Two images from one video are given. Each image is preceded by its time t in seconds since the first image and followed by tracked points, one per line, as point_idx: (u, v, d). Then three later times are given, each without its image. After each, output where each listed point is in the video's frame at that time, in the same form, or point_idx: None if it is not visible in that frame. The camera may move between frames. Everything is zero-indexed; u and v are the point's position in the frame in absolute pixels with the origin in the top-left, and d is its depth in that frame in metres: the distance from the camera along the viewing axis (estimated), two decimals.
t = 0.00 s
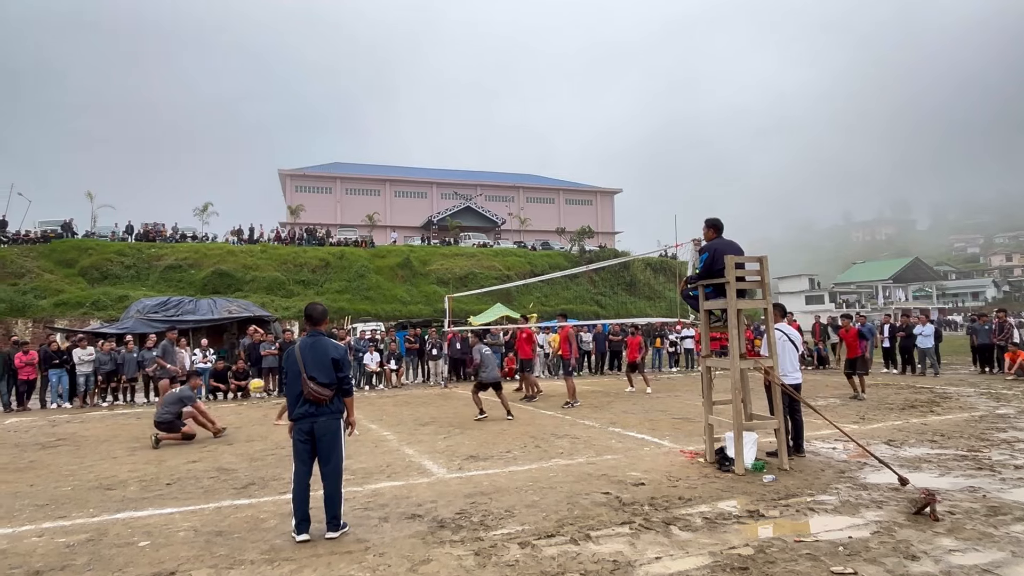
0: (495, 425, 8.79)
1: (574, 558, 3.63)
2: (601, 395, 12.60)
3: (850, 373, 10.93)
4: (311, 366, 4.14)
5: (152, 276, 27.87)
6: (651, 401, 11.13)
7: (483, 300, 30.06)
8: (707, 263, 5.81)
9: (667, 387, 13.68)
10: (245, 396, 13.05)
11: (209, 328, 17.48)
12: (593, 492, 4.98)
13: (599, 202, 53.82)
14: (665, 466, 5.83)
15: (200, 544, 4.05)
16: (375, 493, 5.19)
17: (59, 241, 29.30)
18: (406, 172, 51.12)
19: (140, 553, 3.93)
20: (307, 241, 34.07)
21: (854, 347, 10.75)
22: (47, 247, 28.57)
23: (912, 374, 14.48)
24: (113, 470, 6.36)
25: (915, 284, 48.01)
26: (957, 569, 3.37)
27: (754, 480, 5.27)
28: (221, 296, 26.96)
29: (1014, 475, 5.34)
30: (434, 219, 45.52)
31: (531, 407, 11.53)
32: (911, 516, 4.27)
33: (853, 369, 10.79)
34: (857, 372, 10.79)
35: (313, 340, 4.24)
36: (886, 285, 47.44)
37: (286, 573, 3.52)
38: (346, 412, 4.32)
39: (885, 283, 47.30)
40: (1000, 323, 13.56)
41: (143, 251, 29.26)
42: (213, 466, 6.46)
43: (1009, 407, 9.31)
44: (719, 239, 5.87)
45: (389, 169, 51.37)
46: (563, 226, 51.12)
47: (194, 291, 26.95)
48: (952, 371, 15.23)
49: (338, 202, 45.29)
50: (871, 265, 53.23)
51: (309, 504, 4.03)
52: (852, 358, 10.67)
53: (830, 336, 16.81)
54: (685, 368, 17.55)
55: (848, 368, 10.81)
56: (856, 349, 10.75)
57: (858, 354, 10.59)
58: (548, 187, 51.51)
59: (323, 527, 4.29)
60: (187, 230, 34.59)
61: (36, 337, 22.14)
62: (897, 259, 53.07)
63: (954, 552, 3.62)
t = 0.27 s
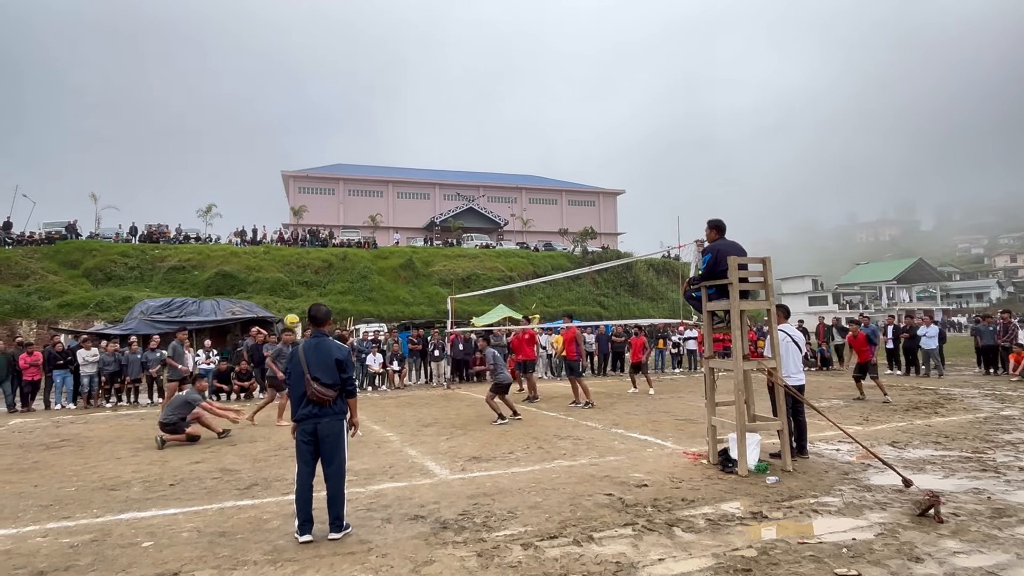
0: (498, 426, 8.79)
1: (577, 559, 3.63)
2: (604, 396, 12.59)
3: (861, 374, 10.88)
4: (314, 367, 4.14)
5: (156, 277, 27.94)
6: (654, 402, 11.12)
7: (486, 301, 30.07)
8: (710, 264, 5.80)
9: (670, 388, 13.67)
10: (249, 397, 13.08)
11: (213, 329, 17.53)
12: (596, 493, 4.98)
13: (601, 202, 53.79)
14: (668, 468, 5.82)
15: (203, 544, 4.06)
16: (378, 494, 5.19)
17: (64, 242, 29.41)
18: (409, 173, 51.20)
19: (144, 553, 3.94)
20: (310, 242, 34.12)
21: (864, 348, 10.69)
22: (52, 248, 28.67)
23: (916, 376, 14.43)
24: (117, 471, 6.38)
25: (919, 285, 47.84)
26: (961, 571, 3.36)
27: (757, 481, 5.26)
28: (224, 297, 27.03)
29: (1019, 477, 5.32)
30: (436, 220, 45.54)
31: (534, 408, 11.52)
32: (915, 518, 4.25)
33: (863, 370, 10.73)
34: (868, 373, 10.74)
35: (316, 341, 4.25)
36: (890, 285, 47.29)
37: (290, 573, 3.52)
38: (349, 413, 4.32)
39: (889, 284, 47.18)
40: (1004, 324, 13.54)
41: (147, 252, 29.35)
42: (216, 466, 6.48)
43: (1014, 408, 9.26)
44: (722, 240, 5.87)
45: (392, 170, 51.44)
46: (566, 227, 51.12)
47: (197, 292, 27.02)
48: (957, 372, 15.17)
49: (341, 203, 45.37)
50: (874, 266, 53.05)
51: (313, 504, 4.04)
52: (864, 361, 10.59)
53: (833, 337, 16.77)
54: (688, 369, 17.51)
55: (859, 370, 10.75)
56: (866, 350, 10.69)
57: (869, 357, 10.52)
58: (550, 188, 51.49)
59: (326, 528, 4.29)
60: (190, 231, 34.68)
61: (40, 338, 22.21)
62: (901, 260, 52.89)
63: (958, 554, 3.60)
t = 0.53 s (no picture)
0: (500, 426, 8.79)
1: (579, 560, 3.63)
2: (606, 396, 12.58)
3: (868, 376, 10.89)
4: (316, 367, 4.15)
5: (159, 277, 28.01)
6: (656, 403, 11.12)
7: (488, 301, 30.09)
8: (712, 264, 5.80)
9: (672, 388, 13.67)
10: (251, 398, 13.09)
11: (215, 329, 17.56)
12: (599, 494, 4.98)
13: (603, 203, 53.78)
14: (671, 468, 5.82)
15: (206, 544, 4.07)
16: (380, 494, 5.20)
17: (67, 243, 29.50)
18: (411, 174, 51.26)
19: (147, 553, 3.95)
20: (312, 243, 34.17)
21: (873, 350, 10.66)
22: (55, 249, 28.75)
23: (920, 376, 14.41)
24: (120, 471, 6.40)
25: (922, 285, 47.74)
26: (964, 572, 3.35)
27: (760, 482, 5.26)
28: (227, 298, 27.09)
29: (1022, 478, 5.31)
30: (438, 220, 45.57)
31: (536, 408, 11.51)
32: (918, 519, 4.24)
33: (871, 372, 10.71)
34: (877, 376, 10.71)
35: (318, 342, 4.25)
36: (893, 285, 47.20)
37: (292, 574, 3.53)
38: (352, 413, 4.33)
39: (892, 284, 47.11)
40: (1008, 324, 13.50)
41: (150, 252, 29.43)
42: (219, 466, 6.50)
43: (1018, 408, 9.23)
44: (724, 240, 5.86)
45: (394, 171, 51.50)
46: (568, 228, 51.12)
47: (200, 293, 27.08)
48: (960, 372, 15.13)
49: (343, 204, 45.43)
50: (877, 267, 53.00)
51: (315, 505, 4.04)
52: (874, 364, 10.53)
53: (835, 337, 16.75)
54: (690, 370, 17.49)
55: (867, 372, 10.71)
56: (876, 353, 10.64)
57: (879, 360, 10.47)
58: (552, 188, 51.50)
59: (328, 529, 4.30)
60: (193, 232, 34.75)
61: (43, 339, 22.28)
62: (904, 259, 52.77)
63: (961, 555, 3.60)
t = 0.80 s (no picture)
0: (501, 427, 8.80)
1: (581, 560, 3.63)
2: (608, 397, 12.57)
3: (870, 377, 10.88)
4: (318, 367, 4.15)
5: (161, 278, 28.05)
6: (658, 403, 11.12)
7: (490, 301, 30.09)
8: (713, 264, 5.79)
9: (673, 388, 13.66)
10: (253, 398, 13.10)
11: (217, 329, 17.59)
12: (600, 493, 4.98)
13: (605, 203, 53.75)
14: (672, 469, 5.81)
15: (209, 544, 4.08)
16: (382, 494, 5.21)
17: (69, 244, 29.57)
18: (413, 174, 51.31)
19: (149, 553, 3.96)
20: (314, 243, 34.20)
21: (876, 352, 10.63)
22: (57, 250, 28.82)
23: (922, 376, 14.37)
24: (122, 471, 6.41)
25: (924, 285, 47.65)
26: (966, 572, 3.35)
27: (762, 482, 5.26)
28: (229, 298, 27.13)
29: None
30: (440, 220, 45.58)
31: (538, 408, 11.50)
32: (920, 519, 4.23)
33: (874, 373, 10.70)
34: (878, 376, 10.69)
35: (320, 342, 4.26)
36: (895, 285, 47.13)
37: (294, 574, 3.53)
38: (353, 413, 4.33)
39: (894, 284, 47.04)
40: (1010, 323, 13.35)
41: (152, 253, 29.49)
42: (221, 466, 6.51)
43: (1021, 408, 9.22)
44: (725, 240, 5.86)
45: (396, 171, 51.54)
46: (570, 227, 51.10)
47: (202, 293, 27.12)
48: (963, 372, 15.08)
49: (345, 204, 45.48)
50: (879, 266, 52.92)
51: (317, 505, 4.05)
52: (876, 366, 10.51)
53: (838, 337, 16.72)
54: (692, 370, 17.48)
55: (868, 374, 10.71)
56: (879, 354, 10.61)
57: (881, 362, 10.43)
58: (554, 188, 51.49)
59: (330, 529, 4.30)
60: (195, 233, 34.81)
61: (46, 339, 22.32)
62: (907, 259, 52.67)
63: (964, 555, 3.59)
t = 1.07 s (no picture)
0: (502, 426, 8.80)
1: (582, 560, 3.63)
2: (609, 396, 12.58)
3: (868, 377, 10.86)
4: (318, 367, 4.15)
5: (163, 278, 28.09)
6: (659, 402, 11.12)
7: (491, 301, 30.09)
8: (714, 264, 5.79)
9: (675, 388, 13.65)
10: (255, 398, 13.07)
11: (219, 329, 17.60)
12: (602, 493, 4.98)
13: (606, 202, 53.74)
14: (674, 468, 5.81)
15: (210, 544, 4.08)
16: (384, 493, 5.21)
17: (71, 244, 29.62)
18: (414, 174, 51.35)
19: (151, 552, 3.97)
20: (315, 243, 34.22)
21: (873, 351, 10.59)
22: (59, 250, 28.88)
23: (924, 375, 14.34)
24: (124, 471, 6.42)
25: (926, 284, 47.57)
26: (969, 572, 3.34)
27: (763, 481, 5.25)
28: (231, 298, 27.17)
29: None
30: (441, 220, 45.60)
31: (539, 408, 11.49)
32: (922, 519, 4.23)
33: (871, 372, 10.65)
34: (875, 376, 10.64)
35: (321, 342, 4.26)
36: (897, 285, 47.08)
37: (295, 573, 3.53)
38: (354, 413, 4.33)
39: (896, 283, 46.99)
40: (1012, 323, 13.30)
41: (153, 253, 29.53)
42: (223, 466, 6.51)
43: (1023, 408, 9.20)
44: (726, 239, 5.85)
45: (397, 171, 51.56)
46: (571, 227, 51.09)
47: (203, 293, 27.17)
48: (964, 372, 15.05)
49: (346, 204, 45.51)
50: (880, 265, 52.87)
51: (319, 504, 4.05)
52: (871, 365, 10.45)
53: (840, 337, 16.71)
54: (694, 369, 17.47)
55: (864, 373, 10.69)
56: (875, 354, 10.55)
57: (877, 362, 10.35)
58: (555, 188, 51.48)
59: (332, 528, 4.31)
60: (196, 233, 34.85)
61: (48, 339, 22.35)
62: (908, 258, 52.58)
63: (966, 554, 3.59)
